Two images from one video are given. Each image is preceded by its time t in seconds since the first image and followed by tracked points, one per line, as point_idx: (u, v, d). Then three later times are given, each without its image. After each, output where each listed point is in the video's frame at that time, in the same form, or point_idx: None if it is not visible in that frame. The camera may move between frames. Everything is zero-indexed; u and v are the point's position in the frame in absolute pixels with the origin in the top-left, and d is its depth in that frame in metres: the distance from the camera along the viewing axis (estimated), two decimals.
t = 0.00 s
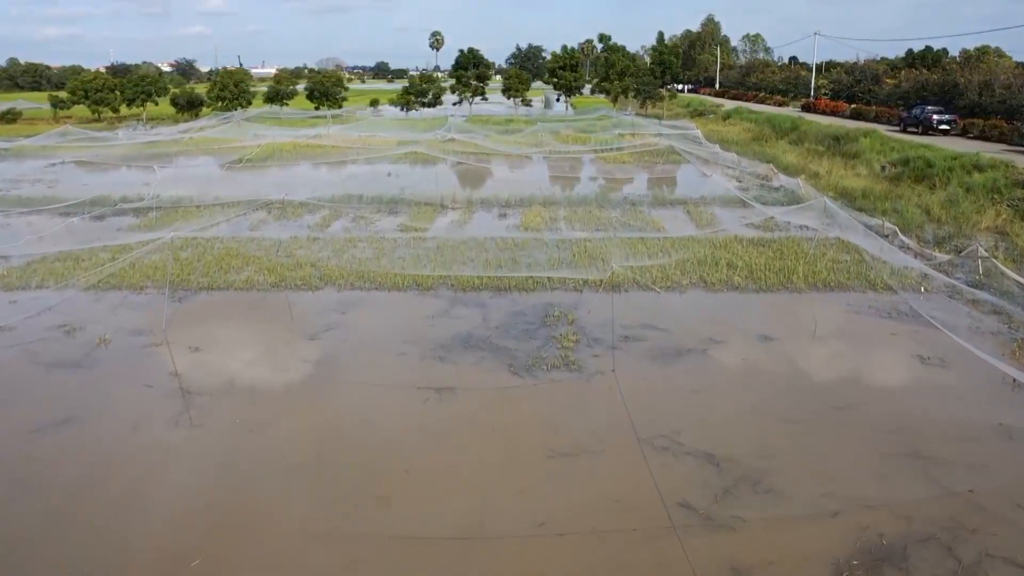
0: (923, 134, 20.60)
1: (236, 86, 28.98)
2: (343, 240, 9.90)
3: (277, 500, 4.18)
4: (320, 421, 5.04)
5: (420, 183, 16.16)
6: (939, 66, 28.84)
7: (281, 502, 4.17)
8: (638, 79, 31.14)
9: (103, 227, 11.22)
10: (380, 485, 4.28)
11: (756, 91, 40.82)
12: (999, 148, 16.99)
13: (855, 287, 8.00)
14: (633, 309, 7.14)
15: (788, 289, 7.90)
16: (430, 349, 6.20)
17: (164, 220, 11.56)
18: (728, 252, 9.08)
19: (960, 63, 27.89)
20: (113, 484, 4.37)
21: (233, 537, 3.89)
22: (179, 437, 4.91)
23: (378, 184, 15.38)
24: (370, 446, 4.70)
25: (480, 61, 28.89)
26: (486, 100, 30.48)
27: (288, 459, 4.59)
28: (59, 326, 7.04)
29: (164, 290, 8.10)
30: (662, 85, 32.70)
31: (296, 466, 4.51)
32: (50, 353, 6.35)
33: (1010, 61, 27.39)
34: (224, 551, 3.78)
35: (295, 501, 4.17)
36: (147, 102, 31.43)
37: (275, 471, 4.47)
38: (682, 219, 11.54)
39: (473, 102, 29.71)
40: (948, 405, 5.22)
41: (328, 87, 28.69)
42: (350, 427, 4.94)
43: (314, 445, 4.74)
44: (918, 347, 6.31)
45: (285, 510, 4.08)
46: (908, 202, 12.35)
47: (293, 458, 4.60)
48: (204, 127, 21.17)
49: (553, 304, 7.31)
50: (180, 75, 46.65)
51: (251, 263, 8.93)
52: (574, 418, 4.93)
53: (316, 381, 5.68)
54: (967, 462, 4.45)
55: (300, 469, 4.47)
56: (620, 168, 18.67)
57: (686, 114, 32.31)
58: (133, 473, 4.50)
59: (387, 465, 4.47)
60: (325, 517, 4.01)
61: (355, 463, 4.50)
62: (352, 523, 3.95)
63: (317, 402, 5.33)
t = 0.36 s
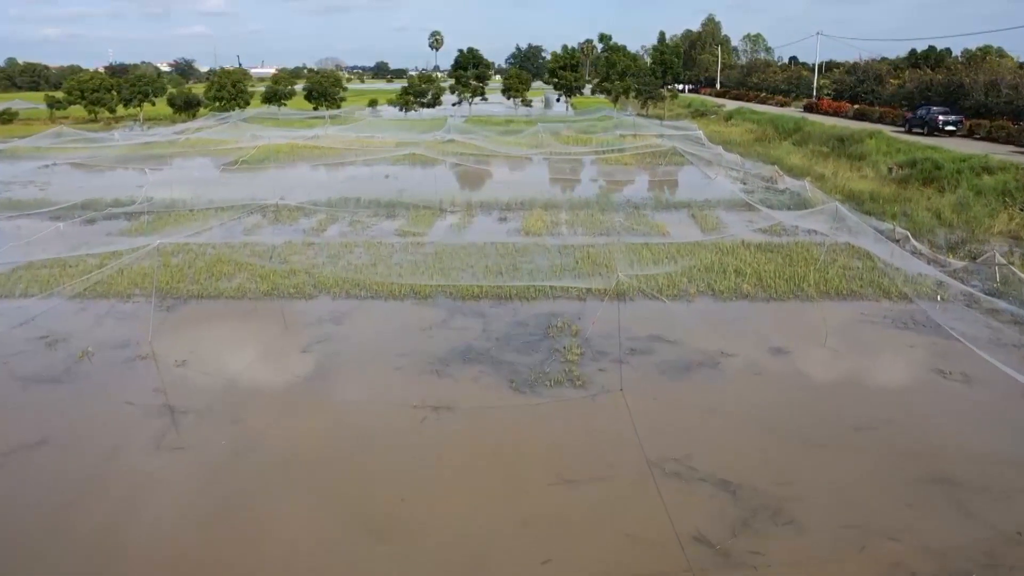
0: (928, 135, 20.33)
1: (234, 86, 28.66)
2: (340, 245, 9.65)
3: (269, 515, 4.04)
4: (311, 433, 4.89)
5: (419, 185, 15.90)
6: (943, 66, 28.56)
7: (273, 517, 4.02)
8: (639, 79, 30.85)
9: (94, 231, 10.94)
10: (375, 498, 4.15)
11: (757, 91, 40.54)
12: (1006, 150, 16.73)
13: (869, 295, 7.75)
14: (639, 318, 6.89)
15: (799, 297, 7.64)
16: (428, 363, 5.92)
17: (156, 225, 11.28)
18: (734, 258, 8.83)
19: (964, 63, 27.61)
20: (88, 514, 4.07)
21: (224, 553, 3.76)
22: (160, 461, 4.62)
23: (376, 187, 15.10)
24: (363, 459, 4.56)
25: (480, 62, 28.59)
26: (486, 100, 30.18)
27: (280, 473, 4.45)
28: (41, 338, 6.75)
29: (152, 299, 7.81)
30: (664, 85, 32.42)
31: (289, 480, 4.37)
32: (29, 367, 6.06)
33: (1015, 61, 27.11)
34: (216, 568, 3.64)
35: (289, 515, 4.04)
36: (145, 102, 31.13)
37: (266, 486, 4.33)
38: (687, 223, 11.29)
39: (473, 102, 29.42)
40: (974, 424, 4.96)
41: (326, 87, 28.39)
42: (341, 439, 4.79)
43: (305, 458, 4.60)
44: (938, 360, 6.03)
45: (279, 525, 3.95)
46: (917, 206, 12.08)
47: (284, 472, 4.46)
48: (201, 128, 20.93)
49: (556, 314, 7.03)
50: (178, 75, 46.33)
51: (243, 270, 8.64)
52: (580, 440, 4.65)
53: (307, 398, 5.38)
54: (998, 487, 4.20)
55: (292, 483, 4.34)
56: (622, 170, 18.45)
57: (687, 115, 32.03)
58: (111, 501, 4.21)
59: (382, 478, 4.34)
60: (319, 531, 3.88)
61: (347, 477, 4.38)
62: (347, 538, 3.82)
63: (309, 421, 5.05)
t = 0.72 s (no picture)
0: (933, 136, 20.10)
1: (231, 86, 28.35)
2: (336, 249, 9.40)
3: (262, 521, 3.93)
4: (302, 440, 4.77)
5: (417, 187, 15.65)
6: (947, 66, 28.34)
7: (267, 524, 3.91)
8: (639, 80, 30.59)
9: (84, 235, 10.68)
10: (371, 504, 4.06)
11: (758, 91, 40.30)
12: (1014, 151, 16.49)
13: (881, 302, 7.51)
14: (645, 327, 6.66)
15: (810, 304, 7.40)
16: (426, 376, 5.66)
17: (148, 229, 11.01)
18: (741, 263, 8.60)
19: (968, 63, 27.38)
20: (63, 541, 3.82)
21: (219, 558, 3.65)
22: (142, 483, 4.36)
23: (373, 189, 14.84)
24: (357, 465, 4.45)
25: (479, 62, 28.33)
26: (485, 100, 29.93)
27: (272, 480, 4.32)
28: (24, 348, 6.48)
29: (141, 307, 7.56)
30: (664, 85, 32.19)
31: (281, 486, 4.25)
32: (12, 379, 5.82)
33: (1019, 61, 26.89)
34: (212, 573, 3.54)
35: (286, 518, 3.95)
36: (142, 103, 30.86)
37: (259, 492, 4.21)
38: (691, 226, 11.05)
39: (472, 103, 29.16)
40: (999, 442, 4.73)
41: (324, 88, 28.13)
42: (333, 446, 4.67)
43: (298, 464, 4.48)
44: (957, 374, 5.79)
45: (276, 528, 3.87)
46: (926, 208, 11.85)
47: (276, 480, 4.32)
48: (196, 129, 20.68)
49: (559, 323, 6.78)
50: (176, 75, 46.01)
51: (235, 276, 8.39)
52: (586, 462, 4.40)
53: (298, 414, 5.12)
54: None
55: (285, 489, 4.22)
56: (623, 170, 18.24)
57: (688, 116, 31.79)
58: (92, 525, 3.96)
59: (376, 484, 4.24)
60: (315, 537, 3.79)
61: (342, 482, 4.27)
62: (343, 543, 3.73)
63: (305, 428, 4.90)
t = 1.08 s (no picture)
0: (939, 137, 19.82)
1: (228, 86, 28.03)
2: (331, 255, 9.14)
3: (253, 541, 3.83)
4: (295, 459, 4.58)
5: (415, 189, 15.37)
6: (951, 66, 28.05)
7: (256, 546, 3.80)
8: (641, 79, 30.27)
9: (75, 240, 10.41)
10: (364, 520, 3.94)
11: (760, 92, 39.99)
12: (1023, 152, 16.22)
13: (896, 312, 7.23)
14: (652, 338, 6.41)
15: (821, 313, 7.15)
16: (423, 393, 5.39)
17: (140, 233, 10.73)
18: (748, 269, 8.35)
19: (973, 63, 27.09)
20: (46, 567, 3.66)
21: (223, 555, 3.72)
22: (123, 512, 4.11)
23: (370, 190, 14.54)
24: (350, 481, 4.30)
25: (479, 61, 28.03)
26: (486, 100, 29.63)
27: (265, 494, 4.23)
28: (5, 360, 6.24)
29: (129, 316, 7.29)
30: (666, 85, 31.88)
31: (275, 499, 4.18)
32: None
33: None
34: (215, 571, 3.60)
35: (289, 514, 4.03)
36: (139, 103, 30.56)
37: (255, 498, 4.20)
38: (696, 230, 10.79)
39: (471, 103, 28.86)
40: None
41: (323, 88, 27.83)
42: (332, 445, 4.70)
43: (292, 475, 4.41)
44: (980, 390, 5.52)
45: (279, 523, 3.95)
46: (936, 212, 11.58)
47: (272, 485, 4.32)
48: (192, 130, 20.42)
49: (562, 334, 6.51)
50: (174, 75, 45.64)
51: (227, 283, 8.11)
52: (593, 487, 4.15)
53: (288, 436, 4.85)
54: None
55: (279, 501, 4.16)
56: (625, 171, 18.03)
57: (689, 116, 31.49)
58: (73, 552, 3.78)
59: (370, 502, 4.10)
60: (316, 532, 3.86)
61: (337, 495, 4.18)
62: (343, 540, 3.79)
63: (305, 425, 5.00)
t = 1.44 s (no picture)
0: (945, 138, 19.55)
1: (225, 86, 27.72)
2: (326, 260, 8.89)
3: (238, 572, 3.61)
4: (285, 481, 4.34)
5: (414, 191, 15.11)
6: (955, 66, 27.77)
7: (250, 553, 3.75)
8: (642, 79, 29.98)
9: (65, 244, 10.15)
10: (356, 549, 3.73)
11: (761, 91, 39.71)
12: None
13: (912, 321, 6.96)
14: (659, 349, 6.14)
15: (833, 323, 6.89)
16: (419, 410, 5.11)
17: (131, 237, 10.47)
18: (755, 275, 8.11)
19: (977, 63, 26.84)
20: None
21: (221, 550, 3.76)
22: (101, 540, 3.86)
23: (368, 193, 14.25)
24: (343, 505, 4.09)
25: (478, 61, 27.75)
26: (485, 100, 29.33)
27: (263, 491, 4.24)
28: None
29: (115, 326, 7.02)
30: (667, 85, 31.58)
31: (273, 495, 4.21)
32: None
33: None
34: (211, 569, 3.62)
35: (289, 510, 4.08)
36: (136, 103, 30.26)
37: (255, 492, 4.25)
38: (701, 234, 10.53)
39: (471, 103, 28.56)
40: None
41: (321, 88, 27.53)
42: (330, 445, 4.71)
43: (291, 472, 4.42)
44: (1005, 406, 5.25)
45: (278, 518, 4.00)
46: (946, 215, 11.31)
47: (271, 481, 4.35)
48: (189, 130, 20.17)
49: (565, 346, 6.24)
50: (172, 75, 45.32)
51: (219, 290, 7.84)
52: (599, 516, 3.91)
53: (276, 458, 4.58)
54: None
55: (278, 497, 4.20)
56: (626, 172, 17.80)
57: (691, 117, 31.19)
58: None
59: (364, 522, 3.93)
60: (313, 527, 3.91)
61: (335, 493, 4.20)
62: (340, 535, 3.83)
63: (304, 423, 5.01)
